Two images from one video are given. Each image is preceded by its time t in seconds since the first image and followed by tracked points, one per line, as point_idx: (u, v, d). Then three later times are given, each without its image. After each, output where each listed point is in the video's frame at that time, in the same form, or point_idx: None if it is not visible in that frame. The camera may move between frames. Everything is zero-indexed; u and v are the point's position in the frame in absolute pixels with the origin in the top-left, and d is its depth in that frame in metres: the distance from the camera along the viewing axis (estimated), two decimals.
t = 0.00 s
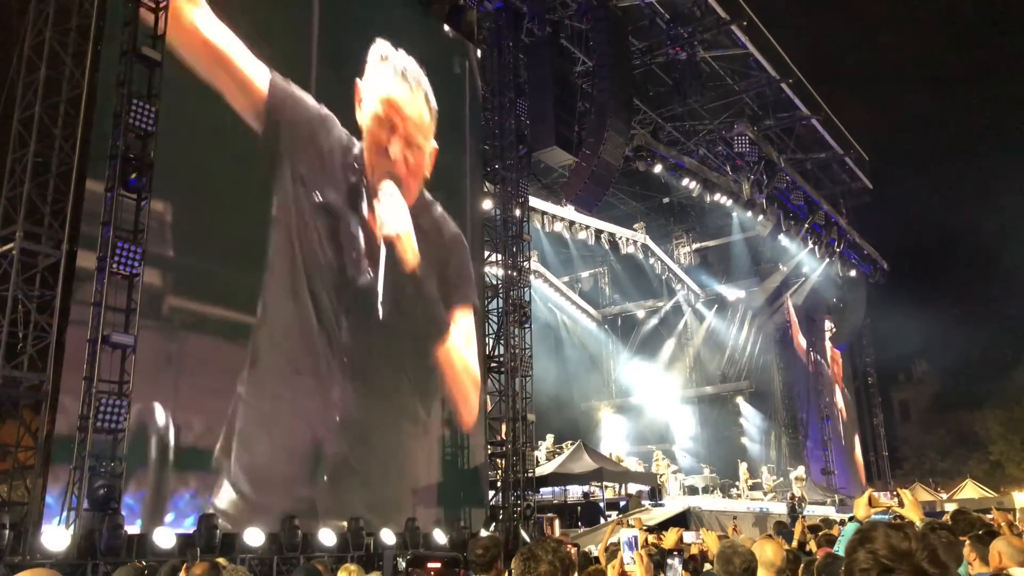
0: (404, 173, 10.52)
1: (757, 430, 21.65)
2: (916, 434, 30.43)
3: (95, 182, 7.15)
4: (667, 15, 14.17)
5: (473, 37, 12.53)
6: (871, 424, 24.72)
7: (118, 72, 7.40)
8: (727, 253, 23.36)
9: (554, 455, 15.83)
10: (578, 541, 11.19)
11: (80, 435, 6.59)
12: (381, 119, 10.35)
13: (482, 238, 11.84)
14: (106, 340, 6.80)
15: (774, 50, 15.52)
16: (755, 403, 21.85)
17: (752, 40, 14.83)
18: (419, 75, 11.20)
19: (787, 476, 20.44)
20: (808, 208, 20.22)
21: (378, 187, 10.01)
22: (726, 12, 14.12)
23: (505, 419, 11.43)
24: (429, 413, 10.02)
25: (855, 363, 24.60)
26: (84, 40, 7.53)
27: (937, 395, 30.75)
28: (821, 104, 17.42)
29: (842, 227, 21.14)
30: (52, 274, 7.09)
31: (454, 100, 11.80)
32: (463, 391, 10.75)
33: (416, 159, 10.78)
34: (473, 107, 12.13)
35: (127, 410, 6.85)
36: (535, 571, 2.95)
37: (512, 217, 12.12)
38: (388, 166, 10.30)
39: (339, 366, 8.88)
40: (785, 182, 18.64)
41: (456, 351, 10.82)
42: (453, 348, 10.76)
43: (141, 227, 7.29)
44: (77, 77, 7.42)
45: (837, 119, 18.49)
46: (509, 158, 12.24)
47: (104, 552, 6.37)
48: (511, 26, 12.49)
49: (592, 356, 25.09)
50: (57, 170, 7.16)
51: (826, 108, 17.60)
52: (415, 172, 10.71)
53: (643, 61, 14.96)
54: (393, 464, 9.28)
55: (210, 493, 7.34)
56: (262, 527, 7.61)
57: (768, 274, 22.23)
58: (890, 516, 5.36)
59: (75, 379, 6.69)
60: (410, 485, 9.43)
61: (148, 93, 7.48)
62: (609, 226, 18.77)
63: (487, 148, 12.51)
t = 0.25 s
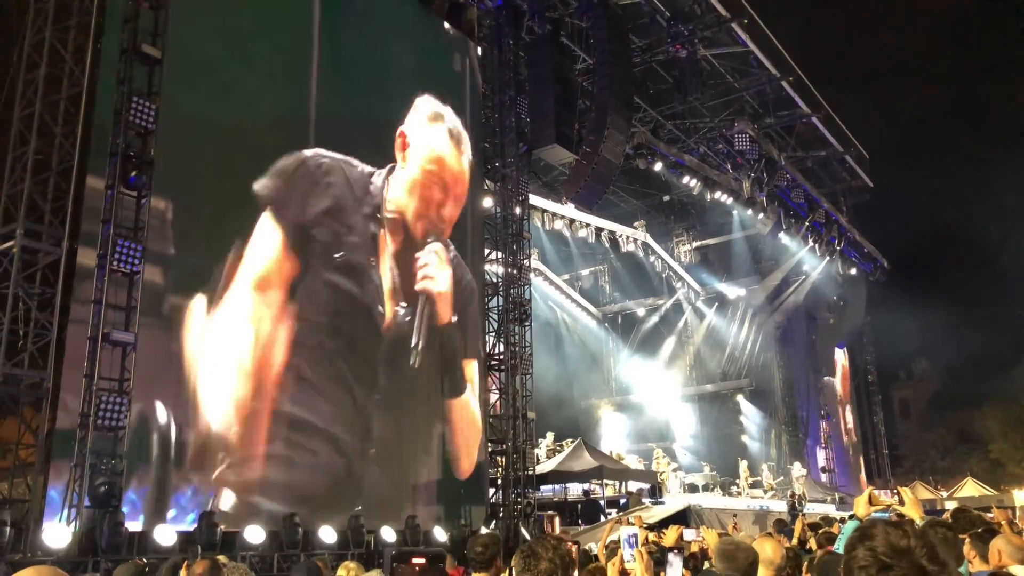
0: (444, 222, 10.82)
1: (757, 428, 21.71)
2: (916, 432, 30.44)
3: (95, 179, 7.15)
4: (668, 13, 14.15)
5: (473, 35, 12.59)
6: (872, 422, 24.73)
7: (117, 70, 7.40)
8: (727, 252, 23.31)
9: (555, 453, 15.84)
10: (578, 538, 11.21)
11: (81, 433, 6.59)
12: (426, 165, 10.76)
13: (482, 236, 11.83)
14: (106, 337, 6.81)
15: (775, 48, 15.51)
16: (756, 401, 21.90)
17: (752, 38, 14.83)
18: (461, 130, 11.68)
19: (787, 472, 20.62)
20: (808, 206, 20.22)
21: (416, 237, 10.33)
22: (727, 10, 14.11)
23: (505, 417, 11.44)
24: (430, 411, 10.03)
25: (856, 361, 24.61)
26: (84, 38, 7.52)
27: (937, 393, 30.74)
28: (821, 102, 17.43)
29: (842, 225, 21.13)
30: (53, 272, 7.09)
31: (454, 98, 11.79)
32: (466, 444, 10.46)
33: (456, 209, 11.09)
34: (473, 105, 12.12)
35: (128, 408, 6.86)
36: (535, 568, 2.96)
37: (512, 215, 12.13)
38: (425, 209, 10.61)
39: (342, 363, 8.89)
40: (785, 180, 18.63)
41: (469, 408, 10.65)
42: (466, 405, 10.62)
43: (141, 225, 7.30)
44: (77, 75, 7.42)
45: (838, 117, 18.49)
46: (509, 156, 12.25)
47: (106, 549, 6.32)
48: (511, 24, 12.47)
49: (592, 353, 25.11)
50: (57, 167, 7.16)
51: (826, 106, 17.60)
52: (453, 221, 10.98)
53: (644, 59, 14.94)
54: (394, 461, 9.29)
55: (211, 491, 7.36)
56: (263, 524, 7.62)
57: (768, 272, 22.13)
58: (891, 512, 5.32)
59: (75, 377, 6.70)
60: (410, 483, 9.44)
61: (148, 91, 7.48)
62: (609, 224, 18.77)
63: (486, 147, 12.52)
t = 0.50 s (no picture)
0: (416, 142, 10.62)
1: (765, 423, 21.42)
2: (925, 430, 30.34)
3: (104, 179, 7.18)
4: (675, 10, 14.11)
5: (480, 33, 12.37)
6: (881, 419, 24.65)
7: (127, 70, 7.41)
8: (735, 250, 23.16)
9: (563, 451, 15.84)
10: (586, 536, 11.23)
11: (91, 431, 6.61)
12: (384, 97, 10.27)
13: (490, 235, 11.86)
14: (116, 337, 6.78)
15: (783, 45, 15.48)
16: (763, 398, 21.66)
17: (760, 35, 14.79)
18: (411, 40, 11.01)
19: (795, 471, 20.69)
20: (816, 204, 20.15)
21: (394, 166, 10.18)
22: (734, 7, 14.08)
23: (513, 415, 11.46)
24: (439, 409, 10.05)
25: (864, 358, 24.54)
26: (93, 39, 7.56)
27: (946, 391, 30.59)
28: (829, 99, 17.38)
29: (851, 222, 21.05)
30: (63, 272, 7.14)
31: (462, 97, 11.80)
32: (475, 361, 10.88)
33: (425, 125, 10.82)
34: (481, 103, 12.12)
35: (138, 407, 6.86)
36: (544, 567, 2.95)
37: (520, 213, 12.17)
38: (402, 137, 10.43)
39: (351, 361, 8.93)
40: (793, 177, 18.58)
41: (468, 321, 10.91)
42: (466, 319, 10.85)
43: (151, 225, 7.28)
44: (86, 75, 7.48)
45: (846, 114, 18.44)
46: (517, 154, 12.25)
47: (116, 547, 6.37)
48: (518, 20, 12.54)
49: (599, 351, 25.18)
50: (67, 167, 7.20)
51: (834, 103, 17.56)
52: (425, 141, 10.79)
53: (651, 56, 14.91)
54: (402, 459, 9.32)
55: (222, 489, 7.41)
56: (271, 523, 7.65)
57: (775, 270, 22.24)
58: (900, 513, 5.31)
59: (85, 374, 6.73)
60: (419, 481, 9.47)
61: (157, 91, 7.50)
62: (617, 222, 18.76)
63: (494, 144, 12.44)
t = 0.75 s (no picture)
0: (406, 132, 10.35)
1: (774, 421, 21.55)
2: (935, 426, 30.20)
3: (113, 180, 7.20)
4: (682, 6, 14.08)
5: (485, 30, 12.30)
6: (890, 416, 24.56)
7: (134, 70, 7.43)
8: (743, 246, 23.28)
9: (571, 448, 15.84)
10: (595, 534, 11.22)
11: (101, 431, 6.64)
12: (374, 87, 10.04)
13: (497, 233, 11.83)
14: (126, 337, 6.82)
15: (790, 41, 15.43)
16: (772, 395, 21.76)
17: (767, 32, 14.75)
18: (399, 24, 10.72)
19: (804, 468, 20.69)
20: (824, 200, 20.08)
21: (385, 156, 9.89)
22: (741, 3, 14.05)
23: (521, 413, 11.47)
24: (448, 408, 10.06)
25: (873, 355, 24.45)
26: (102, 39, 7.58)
27: (956, 387, 30.45)
28: (837, 95, 17.32)
29: (859, 218, 20.96)
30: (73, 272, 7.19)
31: (469, 95, 11.80)
32: (471, 358, 10.65)
33: (415, 113, 10.55)
34: (487, 101, 12.11)
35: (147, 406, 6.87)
36: (553, 565, 2.95)
37: (527, 211, 12.13)
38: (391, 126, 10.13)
39: (360, 359, 8.92)
40: (801, 174, 18.53)
41: (464, 316, 10.64)
42: (461, 314, 10.58)
43: (159, 225, 7.35)
44: (95, 76, 7.52)
45: (854, 110, 18.38)
46: (523, 152, 12.23)
47: (127, 546, 6.40)
48: (524, 18, 12.65)
49: (607, 349, 25.18)
50: (76, 168, 7.22)
51: (842, 98, 17.49)
52: (415, 130, 10.51)
53: (658, 53, 14.88)
54: (411, 458, 9.32)
55: (232, 489, 7.43)
56: (281, 521, 7.65)
57: (784, 267, 21.84)
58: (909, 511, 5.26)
59: (95, 374, 6.77)
60: (427, 479, 9.47)
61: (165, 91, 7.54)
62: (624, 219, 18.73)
63: (502, 143, 12.61)
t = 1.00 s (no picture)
0: (405, 131, 10.07)
1: (776, 422, 21.56)
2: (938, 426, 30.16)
3: (115, 183, 7.23)
4: (683, 6, 14.07)
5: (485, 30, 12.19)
6: (893, 416, 24.52)
7: (136, 74, 7.46)
8: (746, 247, 23.19)
9: (574, 449, 15.83)
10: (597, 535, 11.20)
11: (104, 434, 6.67)
12: (372, 88, 9.76)
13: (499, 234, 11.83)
14: (129, 339, 6.87)
15: (792, 41, 15.42)
16: (774, 396, 21.79)
17: (769, 32, 14.74)
18: (394, 21, 10.42)
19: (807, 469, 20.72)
20: (827, 200, 20.06)
21: (382, 158, 9.70)
22: (743, 3, 14.04)
23: (524, 414, 11.47)
24: (451, 409, 10.06)
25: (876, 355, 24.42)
26: (104, 42, 7.59)
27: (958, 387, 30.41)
28: (839, 95, 17.31)
29: (862, 218, 20.92)
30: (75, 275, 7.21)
31: (471, 96, 11.79)
32: (474, 353, 10.60)
33: (414, 112, 10.24)
34: (489, 102, 12.10)
35: (149, 408, 6.95)
36: (555, 566, 2.94)
37: (529, 212, 12.12)
38: (390, 126, 9.87)
39: (364, 362, 8.91)
40: (803, 174, 18.53)
41: (467, 312, 10.57)
42: (464, 309, 10.52)
43: (162, 228, 7.38)
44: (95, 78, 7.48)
45: (856, 110, 18.37)
46: (525, 153, 12.20)
47: (129, 548, 6.40)
48: (525, 19, 12.52)
49: (609, 350, 25.15)
50: (79, 172, 7.24)
51: (844, 98, 17.48)
52: (414, 128, 10.23)
53: (660, 54, 14.86)
54: (415, 459, 9.32)
55: (238, 492, 7.49)
56: (283, 523, 7.67)
57: (786, 267, 22.04)
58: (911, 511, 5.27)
59: (98, 377, 6.79)
60: (430, 480, 9.46)
61: (166, 94, 7.58)
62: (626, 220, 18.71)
63: (504, 144, 12.43)
